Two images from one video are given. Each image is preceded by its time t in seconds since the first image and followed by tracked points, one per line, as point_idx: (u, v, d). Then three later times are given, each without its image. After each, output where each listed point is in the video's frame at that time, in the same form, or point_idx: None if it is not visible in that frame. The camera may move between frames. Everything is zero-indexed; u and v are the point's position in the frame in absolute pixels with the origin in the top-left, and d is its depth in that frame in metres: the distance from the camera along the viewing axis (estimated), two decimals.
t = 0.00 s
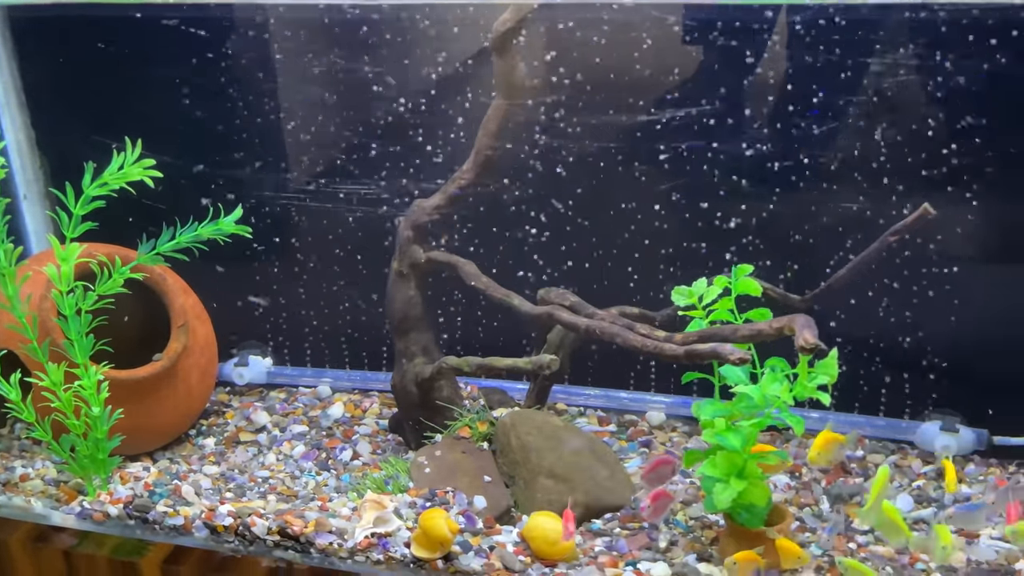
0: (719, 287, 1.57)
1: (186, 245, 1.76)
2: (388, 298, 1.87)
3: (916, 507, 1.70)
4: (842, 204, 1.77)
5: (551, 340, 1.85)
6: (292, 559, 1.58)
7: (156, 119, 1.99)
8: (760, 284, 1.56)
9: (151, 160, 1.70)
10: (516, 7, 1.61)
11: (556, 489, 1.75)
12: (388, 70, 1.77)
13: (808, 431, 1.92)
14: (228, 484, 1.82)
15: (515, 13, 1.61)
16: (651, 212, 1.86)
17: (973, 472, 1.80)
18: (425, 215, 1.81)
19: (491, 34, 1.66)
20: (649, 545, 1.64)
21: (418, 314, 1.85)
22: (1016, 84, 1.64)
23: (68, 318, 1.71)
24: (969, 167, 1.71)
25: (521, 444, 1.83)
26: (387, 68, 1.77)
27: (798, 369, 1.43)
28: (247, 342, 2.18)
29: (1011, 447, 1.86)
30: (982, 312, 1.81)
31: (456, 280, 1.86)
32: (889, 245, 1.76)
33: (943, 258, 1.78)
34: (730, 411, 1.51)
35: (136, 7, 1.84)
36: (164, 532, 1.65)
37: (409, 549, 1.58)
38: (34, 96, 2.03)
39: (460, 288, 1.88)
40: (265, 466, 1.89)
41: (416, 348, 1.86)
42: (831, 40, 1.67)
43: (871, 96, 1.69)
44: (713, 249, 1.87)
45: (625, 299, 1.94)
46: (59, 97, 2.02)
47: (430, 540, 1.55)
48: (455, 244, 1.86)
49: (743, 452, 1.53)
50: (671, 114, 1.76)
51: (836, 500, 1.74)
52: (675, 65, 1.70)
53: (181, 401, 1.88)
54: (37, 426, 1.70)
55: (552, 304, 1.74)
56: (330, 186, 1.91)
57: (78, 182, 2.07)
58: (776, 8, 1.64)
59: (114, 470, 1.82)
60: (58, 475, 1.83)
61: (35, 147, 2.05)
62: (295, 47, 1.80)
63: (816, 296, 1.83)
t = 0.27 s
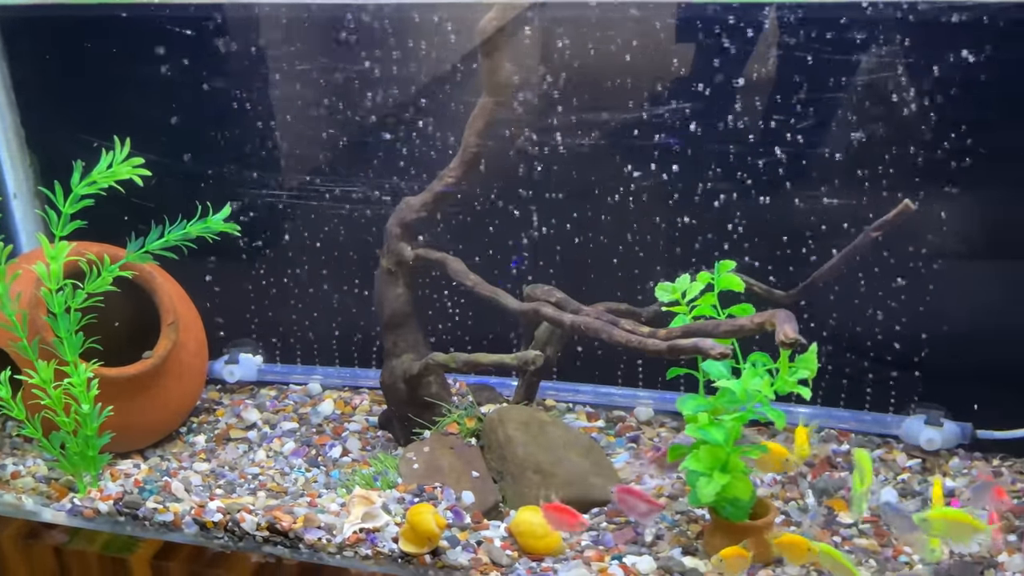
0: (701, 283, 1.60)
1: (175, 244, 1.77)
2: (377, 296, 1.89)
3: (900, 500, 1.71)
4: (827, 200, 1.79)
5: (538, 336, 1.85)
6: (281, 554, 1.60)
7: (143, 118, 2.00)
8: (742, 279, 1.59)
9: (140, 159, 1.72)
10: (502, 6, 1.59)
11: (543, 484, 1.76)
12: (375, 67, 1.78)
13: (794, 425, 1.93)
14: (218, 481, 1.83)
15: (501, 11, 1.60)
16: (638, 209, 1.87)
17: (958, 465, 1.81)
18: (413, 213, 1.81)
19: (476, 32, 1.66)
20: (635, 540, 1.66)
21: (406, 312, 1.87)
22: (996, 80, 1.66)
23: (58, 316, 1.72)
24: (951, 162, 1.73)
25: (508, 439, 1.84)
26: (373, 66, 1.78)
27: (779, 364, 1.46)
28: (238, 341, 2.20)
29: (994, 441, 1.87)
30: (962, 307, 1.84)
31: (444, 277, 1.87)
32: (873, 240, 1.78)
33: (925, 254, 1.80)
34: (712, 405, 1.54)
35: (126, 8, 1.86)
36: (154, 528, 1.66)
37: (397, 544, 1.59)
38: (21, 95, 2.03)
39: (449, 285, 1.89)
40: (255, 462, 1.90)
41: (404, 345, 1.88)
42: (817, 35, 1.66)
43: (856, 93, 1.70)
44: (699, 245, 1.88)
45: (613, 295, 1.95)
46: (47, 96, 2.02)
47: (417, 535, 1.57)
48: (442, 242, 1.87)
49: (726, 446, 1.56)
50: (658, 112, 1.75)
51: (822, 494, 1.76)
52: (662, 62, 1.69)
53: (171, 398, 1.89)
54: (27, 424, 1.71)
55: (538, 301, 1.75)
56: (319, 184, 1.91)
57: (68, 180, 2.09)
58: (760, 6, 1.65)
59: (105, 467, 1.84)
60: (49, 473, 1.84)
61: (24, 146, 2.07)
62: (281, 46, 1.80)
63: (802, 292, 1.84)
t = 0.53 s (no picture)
0: (686, 277, 1.59)
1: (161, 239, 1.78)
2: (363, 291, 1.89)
3: (886, 492, 1.75)
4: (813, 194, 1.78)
5: (525, 331, 1.86)
6: (267, 549, 1.60)
7: (128, 114, 1.97)
8: (726, 272, 1.59)
9: (124, 155, 1.72)
10: None
11: (529, 479, 1.76)
12: (357, 62, 1.76)
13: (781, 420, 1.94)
14: (206, 476, 1.83)
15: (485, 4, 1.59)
16: (623, 204, 1.85)
17: (944, 458, 1.84)
18: (400, 208, 1.81)
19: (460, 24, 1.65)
20: (622, 533, 1.66)
21: (392, 307, 1.87)
22: (986, 71, 1.62)
23: (43, 312, 1.72)
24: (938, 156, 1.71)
25: (495, 434, 1.85)
26: (357, 60, 1.76)
27: (762, 357, 1.46)
28: (226, 337, 2.20)
29: (980, 433, 1.88)
30: (949, 300, 1.83)
31: (430, 272, 1.87)
32: (854, 234, 1.76)
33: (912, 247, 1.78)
34: (697, 399, 1.54)
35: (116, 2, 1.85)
36: (141, 524, 1.66)
37: (384, 539, 1.59)
38: (6, 91, 2.01)
39: (434, 280, 1.90)
40: (242, 459, 1.90)
41: (392, 340, 1.89)
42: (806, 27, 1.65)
43: (841, 87, 1.68)
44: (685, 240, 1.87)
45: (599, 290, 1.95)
46: (31, 92, 2.00)
47: (404, 529, 1.57)
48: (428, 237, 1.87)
49: (709, 439, 1.56)
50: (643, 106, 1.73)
51: (807, 488, 1.78)
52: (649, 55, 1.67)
53: (159, 395, 1.89)
54: (13, 420, 1.71)
55: (523, 296, 1.75)
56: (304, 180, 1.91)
57: (53, 177, 2.06)
58: None
59: (92, 464, 1.84)
60: (36, 469, 1.84)
61: (9, 142, 2.05)
62: (266, 41, 1.80)
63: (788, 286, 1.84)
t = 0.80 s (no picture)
0: (668, 270, 1.60)
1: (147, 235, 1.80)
2: (349, 286, 1.94)
3: (868, 484, 1.82)
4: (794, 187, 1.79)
5: (512, 325, 1.89)
6: (254, 543, 1.60)
7: (112, 110, 1.96)
8: (708, 265, 1.60)
9: (109, 152, 1.73)
10: None
11: (514, 472, 1.77)
12: (339, 57, 1.76)
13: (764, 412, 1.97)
14: (193, 472, 1.83)
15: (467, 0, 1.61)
16: (606, 199, 1.85)
17: (926, 450, 1.88)
18: (384, 203, 1.85)
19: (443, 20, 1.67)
20: (605, 525, 1.69)
21: (378, 303, 1.92)
22: (967, 63, 1.62)
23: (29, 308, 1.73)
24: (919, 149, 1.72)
25: (480, 428, 1.85)
26: (339, 56, 1.76)
27: (741, 349, 1.48)
28: (214, 334, 2.18)
29: (964, 424, 1.90)
30: (932, 291, 1.83)
31: (416, 267, 1.89)
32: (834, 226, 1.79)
33: (890, 240, 1.81)
34: (678, 390, 1.55)
35: None
36: (128, 519, 1.67)
37: (369, 532, 1.60)
38: None
39: (419, 277, 1.89)
40: (230, 454, 1.91)
41: (379, 335, 1.93)
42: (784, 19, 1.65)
43: (822, 80, 1.70)
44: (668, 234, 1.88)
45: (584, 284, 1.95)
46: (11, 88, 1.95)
47: (389, 523, 1.57)
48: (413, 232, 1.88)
49: (691, 431, 1.58)
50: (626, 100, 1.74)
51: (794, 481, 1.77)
52: (631, 50, 1.68)
53: (146, 390, 1.91)
54: None
55: (507, 290, 1.77)
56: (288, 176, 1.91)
57: (38, 173, 2.06)
58: None
59: (79, 459, 1.85)
60: (24, 465, 1.85)
61: None
62: (248, 37, 1.80)
63: (770, 280, 1.86)
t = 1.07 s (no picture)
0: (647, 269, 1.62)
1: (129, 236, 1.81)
2: (332, 287, 1.95)
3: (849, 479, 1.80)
4: (776, 185, 1.79)
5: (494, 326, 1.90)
6: (236, 542, 1.62)
7: (92, 112, 1.96)
8: (686, 264, 1.61)
9: (91, 153, 1.73)
10: None
11: (496, 471, 1.78)
12: (321, 59, 1.77)
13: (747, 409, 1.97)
14: (177, 472, 1.84)
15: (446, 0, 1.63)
16: (586, 198, 1.84)
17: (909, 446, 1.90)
18: (366, 203, 1.87)
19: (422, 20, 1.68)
20: (586, 522, 1.70)
21: (363, 303, 1.93)
22: (944, 61, 1.63)
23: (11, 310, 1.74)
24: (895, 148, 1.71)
25: (463, 427, 1.87)
26: (320, 57, 1.77)
27: (717, 346, 1.50)
28: (199, 335, 2.17)
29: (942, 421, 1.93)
30: (916, 290, 1.83)
31: (398, 266, 1.89)
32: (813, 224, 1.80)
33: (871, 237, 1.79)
34: (658, 388, 1.55)
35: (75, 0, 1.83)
36: (111, 519, 1.67)
37: (351, 531, 1.61)
38: None
39: (402, 277, 1.90)
40: (214, 454, 1.92)
41: (361, 336, 1.94)
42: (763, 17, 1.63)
43: (799, 78, 1.70)
44: (649, 232, 1.87)
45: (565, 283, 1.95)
46: None
47: (370, 521, 1.58)
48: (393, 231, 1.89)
49: (669, 429, 1.59)
50: (606, 99, 1.74)
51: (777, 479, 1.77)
52: (609, 50, 1.69)
53: (131, 391, 1.91)
54: None
55: (488, 289, 1.78)
56: (267, 177, 1.90)
57: (20, 174, 2.07)
58: None
59: (62, 460, 1.85)
60: (9, 466, 1.86)
61: None
62: (229, 38, 1.81)
63: (751, 278, 1.86)
